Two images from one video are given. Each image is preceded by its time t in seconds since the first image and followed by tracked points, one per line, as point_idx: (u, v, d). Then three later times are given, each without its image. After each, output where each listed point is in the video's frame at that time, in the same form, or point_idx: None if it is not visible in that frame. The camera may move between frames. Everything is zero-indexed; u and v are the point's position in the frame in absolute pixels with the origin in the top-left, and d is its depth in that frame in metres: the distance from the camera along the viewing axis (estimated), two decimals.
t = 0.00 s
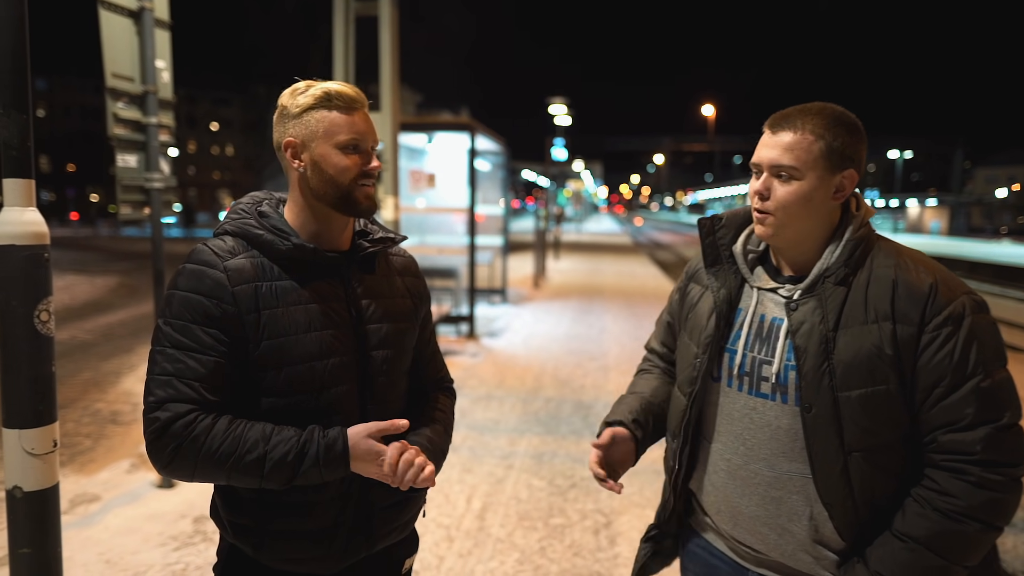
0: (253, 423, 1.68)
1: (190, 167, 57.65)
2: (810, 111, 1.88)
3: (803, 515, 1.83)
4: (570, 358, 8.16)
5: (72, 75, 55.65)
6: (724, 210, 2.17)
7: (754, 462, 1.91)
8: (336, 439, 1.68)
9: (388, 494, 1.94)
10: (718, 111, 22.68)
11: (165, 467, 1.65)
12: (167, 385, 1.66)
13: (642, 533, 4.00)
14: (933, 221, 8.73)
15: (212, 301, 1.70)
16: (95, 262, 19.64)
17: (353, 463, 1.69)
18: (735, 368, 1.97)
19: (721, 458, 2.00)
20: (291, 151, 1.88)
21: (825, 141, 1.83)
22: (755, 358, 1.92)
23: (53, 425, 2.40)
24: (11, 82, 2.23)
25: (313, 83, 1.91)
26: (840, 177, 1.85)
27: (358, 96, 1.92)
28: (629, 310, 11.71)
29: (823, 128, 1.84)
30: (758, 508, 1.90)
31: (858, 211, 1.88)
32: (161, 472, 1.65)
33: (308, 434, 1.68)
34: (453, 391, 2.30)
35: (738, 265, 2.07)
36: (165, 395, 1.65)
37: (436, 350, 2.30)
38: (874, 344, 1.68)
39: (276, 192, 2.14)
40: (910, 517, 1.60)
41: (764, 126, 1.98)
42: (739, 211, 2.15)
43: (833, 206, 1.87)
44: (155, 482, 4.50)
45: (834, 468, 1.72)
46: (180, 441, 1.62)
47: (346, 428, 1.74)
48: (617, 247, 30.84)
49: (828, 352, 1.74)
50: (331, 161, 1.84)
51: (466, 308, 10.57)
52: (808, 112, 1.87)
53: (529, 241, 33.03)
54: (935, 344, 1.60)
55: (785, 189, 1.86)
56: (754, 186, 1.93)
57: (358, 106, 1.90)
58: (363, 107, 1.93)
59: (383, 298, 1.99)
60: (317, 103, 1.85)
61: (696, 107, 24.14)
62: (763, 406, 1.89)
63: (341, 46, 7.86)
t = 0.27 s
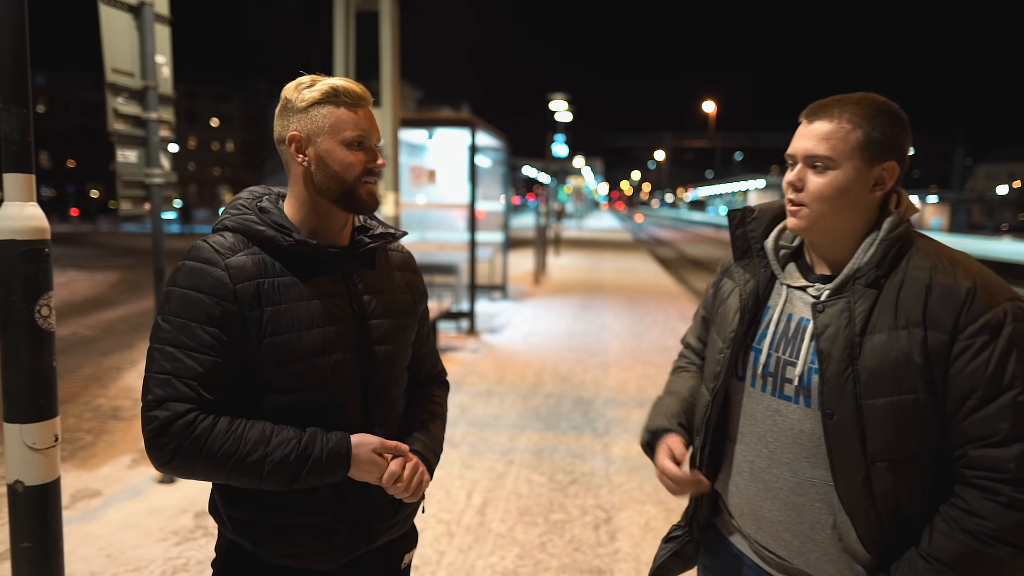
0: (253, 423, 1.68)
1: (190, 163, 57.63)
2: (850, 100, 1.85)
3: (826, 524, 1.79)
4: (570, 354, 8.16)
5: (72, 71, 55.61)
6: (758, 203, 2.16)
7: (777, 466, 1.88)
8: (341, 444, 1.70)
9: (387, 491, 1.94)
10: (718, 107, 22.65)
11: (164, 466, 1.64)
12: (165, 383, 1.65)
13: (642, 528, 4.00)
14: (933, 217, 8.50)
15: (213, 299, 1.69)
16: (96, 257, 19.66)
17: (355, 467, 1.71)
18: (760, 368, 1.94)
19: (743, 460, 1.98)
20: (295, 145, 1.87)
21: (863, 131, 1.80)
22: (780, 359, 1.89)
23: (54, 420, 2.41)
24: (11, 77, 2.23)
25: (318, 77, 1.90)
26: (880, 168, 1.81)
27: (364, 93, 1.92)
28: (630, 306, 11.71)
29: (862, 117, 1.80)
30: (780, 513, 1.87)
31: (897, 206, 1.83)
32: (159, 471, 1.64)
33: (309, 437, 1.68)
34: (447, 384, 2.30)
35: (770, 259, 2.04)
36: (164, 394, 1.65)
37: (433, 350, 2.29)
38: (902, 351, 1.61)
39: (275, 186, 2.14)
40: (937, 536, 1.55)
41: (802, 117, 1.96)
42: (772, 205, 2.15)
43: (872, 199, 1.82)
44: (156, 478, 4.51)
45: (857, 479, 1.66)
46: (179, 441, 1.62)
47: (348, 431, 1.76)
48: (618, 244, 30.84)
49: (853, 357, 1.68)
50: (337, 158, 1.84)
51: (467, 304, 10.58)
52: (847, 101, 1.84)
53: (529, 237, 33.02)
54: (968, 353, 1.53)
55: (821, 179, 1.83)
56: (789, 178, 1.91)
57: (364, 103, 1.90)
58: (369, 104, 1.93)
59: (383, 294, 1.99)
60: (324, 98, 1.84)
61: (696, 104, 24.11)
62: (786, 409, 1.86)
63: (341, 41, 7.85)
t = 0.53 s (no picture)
0: (248, 415, 1.67)
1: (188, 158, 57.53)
2: (893, 92, 1.78)
3: (843, 530, 1.79)
4: (569, 349, 8.17)
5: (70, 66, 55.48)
6: (789, 199, 2.13)
7: (795, 469, 1.88)
8: (336, 435, 1.70)
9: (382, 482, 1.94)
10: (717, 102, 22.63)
11: (158, 457, 1.63)
12: (159, 375, 1.65)
13: (640, 523, 4.01)
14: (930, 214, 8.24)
15: (207, 291, 1.69)
16: (94, 252, 19.67)
17: (351, 460, 1.72)
18: (781, 369, 1.95)
19: (764, 461, 1.99)
20: (289, 137, 1.87)
21: (902, 126, 1.74)
22: (801, 360, 1.89)
23: (52, 414, 2.41)
24: (9, 71, 2.23)
25: (312, 70, 1.89)
26: (917, 167, 1.75)
27: (358, 86, 1.91)
28: (628, 302, 11.71)
29: (903, 111, 1.74)
30: (798, 516, 1.88)
31: (933, 207, 1.76)
32: (153, 463, 1.64)
33: (304, 428, 1.68)
34: (442, 376, 2.31)
35: (797, 258, 2.03)
36: (157, 385, 1.64)
37: (428, 346, 2.30)
38: (926, 359, 1.57)
39: (269, 179, 2.15)
40: (958, 552, 1.52)
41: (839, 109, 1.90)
42: (804, 201, 2.12)
43: (907, 198, 1.76)
44: (154, 472, 4.51)
45: (875, 487, 1.65)
46: (174, 433, 1.62)
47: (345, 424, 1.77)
48: (616, 239, 30.82)
49: (873, 363, 1.66)
50: (329, 150, 1.83)
51: (465, 300, 10.58)
52: (890, 92, 1.77)
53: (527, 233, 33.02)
54: (995, 364, 1.48)
55: (852, 172, 1.79)
56: (820, 172, 1.87)
57: (358, 96, 1.89)
58: (364, 97, 1.92)
59: (377, 286, 1.99)
60: (317, 91, 1.84)
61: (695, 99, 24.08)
62: (806, 412, 1.86)
63: (340, 35, 7.82)
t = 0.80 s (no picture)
0: (239, 408, 1.67)
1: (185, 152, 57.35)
2: (919, 85, 1.76)
3: (838, 524, 1.80)
4: (566, 344, 8.18)
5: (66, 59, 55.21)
6: (806, 192, 2.13)
7: (793, 461, 1.89)
8: (327, 429, 1.70)
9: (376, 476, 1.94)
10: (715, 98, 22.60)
11: (150, 449, 1.64)
12: (150, 368, 1.65)
13: (637, 517, 4.03)
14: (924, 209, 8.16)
15: (198, 284, 1.69)
16: (90, 246, 19.62)
17: (341, 453, 1.72)
18: (786, 361, 1.96)
19: (764, 452, 2.01)
20: (281, 129, 1.86)
21: (926, 119, 1.72)
22: (806, 353, 1.90)
23: (48, 407, 2.40)
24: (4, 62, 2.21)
25: (303, 61, 1.89)
26: (938, 162, 1.72)
27: (351, 77, 1.91)
28: (625, 297, 11.73)
29: (928, 104, 1.72)
30: (794, 509, 1.89)
31: (953, 203, 1.74)
32: (145, 454, 1.64)
33: (296, 421, 1.68)
34: (437, 368, 2.31)
35: (811, 252, 2.03)
36: (148, 378, 1.65)
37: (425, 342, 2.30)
38: (929, 358, 1.56)
39: (262, 172, 2.15)
40: (952, 554, 1.52)
41: (864, 101, 1.88)
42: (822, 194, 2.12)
43: (926, 193, 1.74)
44: (151, 466, 4.52)
45: (872, 485, 1.65)
46: (165, 425, 1.62)
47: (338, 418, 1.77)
48: (614, 234, 30.83)
49: (877, 359, 1.66)
50: (322, 142, 1.83)
51: (462, 294, 10.58)
52: (916, 85, 1.75)
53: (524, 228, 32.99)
54: (1001, 367, 1.47)
55: (872, 165, 1.77)
56: (840, 163, 1.86)
57: (350, 87, 1.89)
58: (356, 88, 1.92)
59: (371, 278, 1.99)
60: (309, 82, 1.83)
61: (693, 94, 24.06)
62: (807, 405, 1.87)
63: (337, 28, 7.79)
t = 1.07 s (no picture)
0: (239, 405, 1.68)
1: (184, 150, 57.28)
2: (908, 84, 1.75)
3: (832, 517, 1.81)
4: (566, 341, 8.19)
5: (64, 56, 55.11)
6: (803, 187, 2.15)
7: (787, 454, 1.90)
8: (327, 426, 1.71)
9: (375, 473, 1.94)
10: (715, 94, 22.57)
11: (150, 445, 1.65)
12: (151, 365, 1.66)
13: (636, 512, 4.04)
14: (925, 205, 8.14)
15: (198, 281, 1.69)
16: (89, 244, 19.61)
17: (342, 449, 1.72)
18: (781, 355, 1.97)
19: (760, 446, 2.02)
20: (280, 125, 1.86)
21: (917, 118, 1.71)
22: (800, 347, 1.90)
23: (50, 403, 2.41)
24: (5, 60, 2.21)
25: (303, 58, 1.90)
26: (931, 160, 1.72)
27: (350, 73, 1.92)
28: (625, 293, 11.73)
29: (918, 103, 1.72)
30: (789, 502, 1.90)
31: (947, 199, 1.74)
32: (146, 451, 1.65)
33: (295, 418, 1.69)
34: (437, 364, 2.32)
35: (807, 247, 2.04)
36: (149, 374, 1.66)
37: (426, 338, 2.32)
38: (922, 355, 1.57)
39: (263, 169, 2.15)
40: (947, 547, 1.52)
41: (852, 101, 1.88)
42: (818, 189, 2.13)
43: (921, 191, 1.74)
44: (152, 463, 4.53)
45: (866, 479, 1.66)
46: (166, 421, 1.63)
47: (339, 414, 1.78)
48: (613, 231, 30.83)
49: (869, 356, 1.66)
50: (321, 138, 1.83)
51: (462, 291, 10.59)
52: (905, 84, 1.75)
53: (524, 225, 32.98)
54: (992, 364, 1.48)
55: (866, 167, 1.76)
56: (833, 164, 1.84)
57: (349, 83, 1.89)
58: (355, 84, 1.93)
59: (371, 275, 2.00)
60: (308, 78, 1.84)
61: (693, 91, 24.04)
62: (801, 399, 1.87)
63: (336, 25, 7.79)
